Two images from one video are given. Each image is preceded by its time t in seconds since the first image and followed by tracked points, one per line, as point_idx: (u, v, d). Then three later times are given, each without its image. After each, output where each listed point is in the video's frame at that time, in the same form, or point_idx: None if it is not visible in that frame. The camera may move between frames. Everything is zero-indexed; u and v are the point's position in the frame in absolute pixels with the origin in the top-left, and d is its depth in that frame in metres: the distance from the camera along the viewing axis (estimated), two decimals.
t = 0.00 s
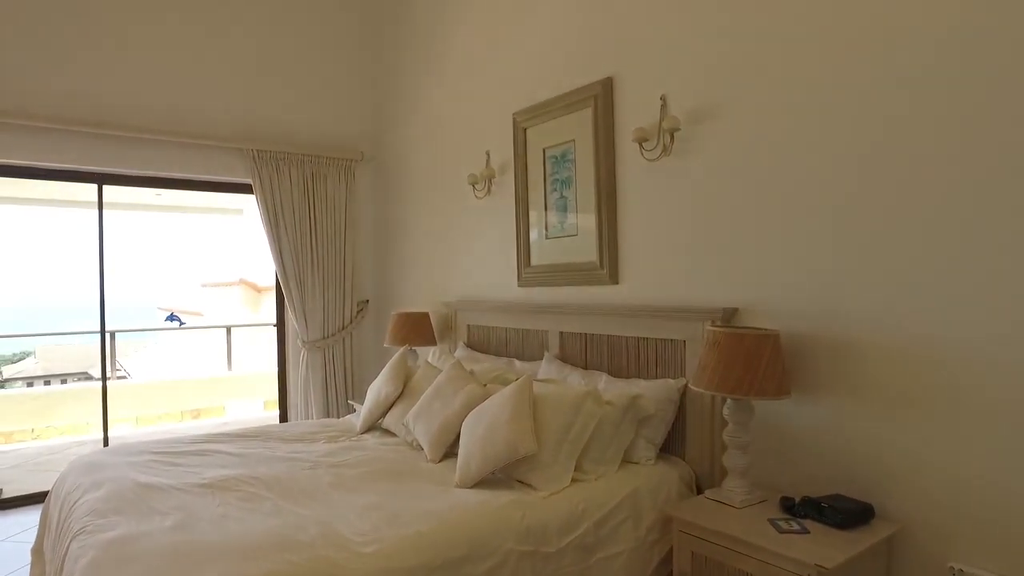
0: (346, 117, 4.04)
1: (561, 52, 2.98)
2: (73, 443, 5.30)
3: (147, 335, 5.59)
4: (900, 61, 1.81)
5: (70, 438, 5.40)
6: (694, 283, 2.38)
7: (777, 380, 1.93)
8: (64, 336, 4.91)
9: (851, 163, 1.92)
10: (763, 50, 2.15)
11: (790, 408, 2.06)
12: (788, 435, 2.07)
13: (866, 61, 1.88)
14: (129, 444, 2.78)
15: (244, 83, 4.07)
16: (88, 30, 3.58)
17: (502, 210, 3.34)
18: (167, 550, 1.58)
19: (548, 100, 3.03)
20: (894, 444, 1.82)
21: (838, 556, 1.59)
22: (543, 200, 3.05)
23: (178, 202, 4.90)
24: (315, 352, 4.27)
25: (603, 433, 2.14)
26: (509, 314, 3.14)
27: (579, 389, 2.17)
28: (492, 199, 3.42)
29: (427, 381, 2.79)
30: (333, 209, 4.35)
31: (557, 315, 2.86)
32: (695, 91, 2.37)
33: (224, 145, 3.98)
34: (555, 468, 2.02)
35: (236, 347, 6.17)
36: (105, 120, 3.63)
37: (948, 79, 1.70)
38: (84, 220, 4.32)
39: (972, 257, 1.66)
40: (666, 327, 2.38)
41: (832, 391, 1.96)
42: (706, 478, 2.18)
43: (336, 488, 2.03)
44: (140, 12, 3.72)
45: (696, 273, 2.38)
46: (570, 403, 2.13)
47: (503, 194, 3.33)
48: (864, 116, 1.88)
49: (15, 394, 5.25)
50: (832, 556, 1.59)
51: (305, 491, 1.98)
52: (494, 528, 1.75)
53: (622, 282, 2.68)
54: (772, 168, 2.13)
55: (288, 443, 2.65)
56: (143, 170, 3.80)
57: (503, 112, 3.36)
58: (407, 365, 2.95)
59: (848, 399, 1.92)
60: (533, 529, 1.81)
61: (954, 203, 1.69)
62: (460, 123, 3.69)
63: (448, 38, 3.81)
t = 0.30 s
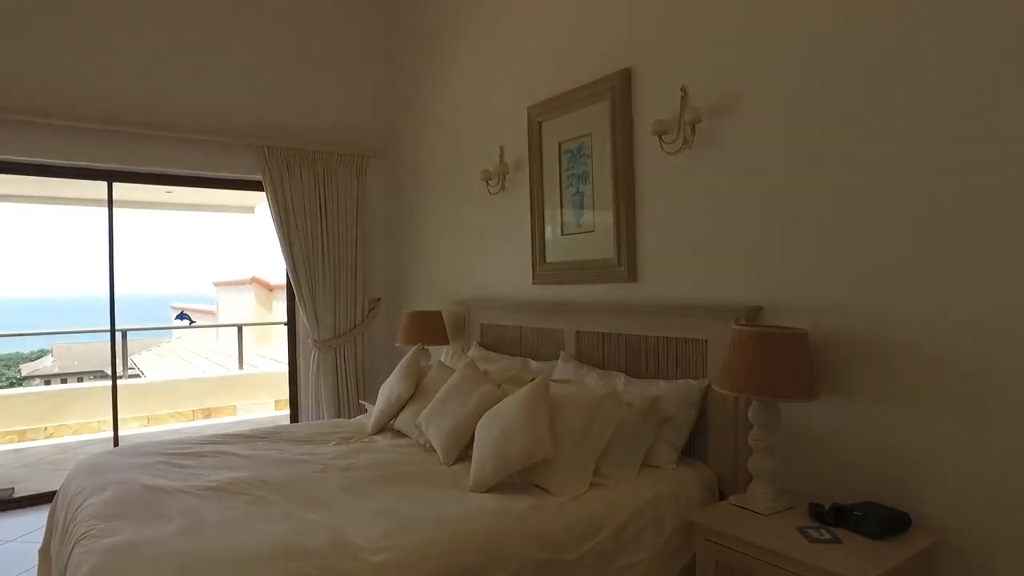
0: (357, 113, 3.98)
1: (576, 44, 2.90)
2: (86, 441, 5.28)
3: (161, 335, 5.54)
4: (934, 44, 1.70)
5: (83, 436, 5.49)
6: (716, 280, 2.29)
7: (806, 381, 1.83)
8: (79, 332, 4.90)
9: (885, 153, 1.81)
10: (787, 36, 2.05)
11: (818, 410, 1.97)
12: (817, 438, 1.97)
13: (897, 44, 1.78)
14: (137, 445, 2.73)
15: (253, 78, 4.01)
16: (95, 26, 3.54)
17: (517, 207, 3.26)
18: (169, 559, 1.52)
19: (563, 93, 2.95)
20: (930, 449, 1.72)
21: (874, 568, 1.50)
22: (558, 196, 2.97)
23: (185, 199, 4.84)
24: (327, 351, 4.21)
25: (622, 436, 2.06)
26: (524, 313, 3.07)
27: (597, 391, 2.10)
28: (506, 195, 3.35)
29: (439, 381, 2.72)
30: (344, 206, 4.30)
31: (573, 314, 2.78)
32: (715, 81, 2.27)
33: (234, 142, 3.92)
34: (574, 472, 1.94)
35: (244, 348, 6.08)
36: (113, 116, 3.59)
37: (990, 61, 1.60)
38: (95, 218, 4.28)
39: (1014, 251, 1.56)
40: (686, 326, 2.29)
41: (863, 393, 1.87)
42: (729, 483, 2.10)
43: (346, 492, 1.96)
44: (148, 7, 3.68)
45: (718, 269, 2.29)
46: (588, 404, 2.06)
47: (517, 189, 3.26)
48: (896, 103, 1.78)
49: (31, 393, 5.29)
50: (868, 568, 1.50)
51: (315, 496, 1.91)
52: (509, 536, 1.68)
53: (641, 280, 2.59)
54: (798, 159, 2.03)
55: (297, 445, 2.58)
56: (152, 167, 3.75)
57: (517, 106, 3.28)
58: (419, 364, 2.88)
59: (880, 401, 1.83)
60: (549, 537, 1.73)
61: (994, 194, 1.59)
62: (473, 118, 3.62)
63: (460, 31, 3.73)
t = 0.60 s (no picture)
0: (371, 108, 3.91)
1: (595, 34, 2.81)
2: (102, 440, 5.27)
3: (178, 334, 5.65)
4: (981, 23, 1.59)
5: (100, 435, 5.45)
6: (743, 277, 2.19)
7: (845, 384, 1.72)
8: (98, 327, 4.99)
9: (928, 141, 1.70)
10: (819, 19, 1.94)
11: (855, 415, 1.86)
12: (853, 444, 1.86)
13: (941, 25, 1.66)
14: (146, 446, 2.67)
15: (266, 75, 3.96)
16: (107, 22, 3.52)
17: (535, 203, 3.17)
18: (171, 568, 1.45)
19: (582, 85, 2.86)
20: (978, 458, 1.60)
21: None
22: (577, 191, 2.88)
23: (198, 197, 4.80)
24: (341, 350, 4.15)
25: (646, 441, 1.96)
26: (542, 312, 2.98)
27: (621, 393, 2.00)
28: (524, 191, 3.26)
29: (455, 382, 2.64)
30: (359, 203, 4.23)
31: (593, 313, 2.68)
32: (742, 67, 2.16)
33: (246, 139, 3.87)
34: (596, 478, 1.84)
35: (261, 345, 6.07)
36: (125, 113, 3.56)
37: None
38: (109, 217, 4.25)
39: None
40: (712, 326, 2.19)
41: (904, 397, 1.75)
42: (760, 491, 1.99)
43: (358, 498, 1.88)
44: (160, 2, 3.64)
45: (745, 266, 2.18)
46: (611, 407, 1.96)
47: (535, 185, 3.17)
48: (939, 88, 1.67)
49: (53, 391, 5.33)
50: None
51: (324, 503, 1.83)
52: (528, 545, 1.59)
53: (665, 277, 2.48)
54: (831, 150, 1.92)
55: (310, 447, 2.51)
56: (165, 164, 3.71)
57: (535, 100, 3.19)
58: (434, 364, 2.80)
59: (923, 405, 1.71)
60: (570, 547, 1.63)
61: None
62: (490, 113, 3.54)
63: (476, 24, 3.65)
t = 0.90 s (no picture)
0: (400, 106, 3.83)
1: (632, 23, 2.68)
2: (136, 439, 5.30)
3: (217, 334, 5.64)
4: None
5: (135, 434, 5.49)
6: (791, 277, 2.05)
7: (910, 392, 1.57)
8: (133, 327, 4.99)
9: (1000, 127, 1.54)
10: None
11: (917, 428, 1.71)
12: (917, 459, 1.72)
13: None
14: (171, 447, 2.62)
15: (294, 73, 3.91)
16: (137, 21, 3.51)
17: (569, 200, 3.06)
18: None
19: (617, 76, 2.73)
20: None
21: None
22: (612, 188, 2.76)
23: (227, 196, 4.81)
24: (370, 351, 4.09)
25: (688, 450, 1.84)
26: (576, 313, 2.86)
27: (660, 400, 1.88)
28: (557, 187, 3.14)
29: (485, 385, 2.55)
30: (388, 203, 4.16)
31: (630, 315, 2.56)
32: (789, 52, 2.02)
33: (275, 138, 3.83)
34: (635, 491, 1.73)
35: (294, 346, 5.98)
36: (154, 113, 3.55)
37: None
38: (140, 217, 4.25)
39: None
40: (757, 329, 2.05)
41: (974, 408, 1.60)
42: (812, 507, 1.85)
43: (381, 509, 1.79)
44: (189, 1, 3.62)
45: (793, 265, 2.04)
46: (650, 415, 1.84)
47: (569, 181, 3.06)
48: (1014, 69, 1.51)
49: (93, 388, 5.42)
50: None
51: (347, 513, 1.75)
52: (561, 565, 1.48)
53: (707, 277, 2.34)
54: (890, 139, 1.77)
55: (336, 452, 2.44)
56: (194, 163, 3.69)
57: (568, 94, 3.07)
58: (463, 367, 2.70)
59: (996, 418, 1.56)
60: (607, 567, 1.52)
61: None
62: (522, 107, 3.43)
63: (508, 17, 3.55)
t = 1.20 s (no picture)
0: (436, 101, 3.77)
1: (676, 9, 2.56)
2: (180, 435, 5.36)
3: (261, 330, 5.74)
4: None
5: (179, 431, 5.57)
6: (850, 273, 1.90)
7: (993, 405, 1.42)
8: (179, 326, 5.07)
9: None
10: None
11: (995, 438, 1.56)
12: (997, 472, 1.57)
13: None
14: (210, 447, 2.61)
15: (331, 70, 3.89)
16: (176, 23, 3.55)
17: (612, 195, 2.95)
18: None
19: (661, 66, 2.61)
20: None
21: None
22: (656, 183, 2.64)
23: (268, 195, 4.83)
24: (408, 351, 4.04)
25: (741, 459, 1.72)
26: (620, 312, 2.75)
27: (710, 406, 1.76)
28: (599, 183, 3.03)
29: (525, 387, 2.46)
30: (426, 200, 4.10)
31: (677, 314, 2.44)
32: (845, 33, 1.88)
33: (313, 136, 3.81)
34: (684, 502, 1.62)
35: (333, 345, 5.98)
36: (193, 112, 3.58)
37: None
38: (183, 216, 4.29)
39: None
40: (814, 330, 1.92)
41: None
42: (879, 523, 1.71)
43: (415, 515, 1.72)
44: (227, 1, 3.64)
45: (852, 260, 1.90)
46: (700, 422, 1.72)
47: (610, 176, 2.95)
48: None
49: (140, 384, 5.50)
50: None
51: (380, 520, 1.69)
52: None
53: (760, 275, 2.21)
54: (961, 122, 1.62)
55: (372, 454, 2.38)
56: (234, 163, 3.70)
57: (610, 85, 2.96)
58: (502, 368, 2.62)
59: None
60: None
61: None
62: (562, 101, 3.34)
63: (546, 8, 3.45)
